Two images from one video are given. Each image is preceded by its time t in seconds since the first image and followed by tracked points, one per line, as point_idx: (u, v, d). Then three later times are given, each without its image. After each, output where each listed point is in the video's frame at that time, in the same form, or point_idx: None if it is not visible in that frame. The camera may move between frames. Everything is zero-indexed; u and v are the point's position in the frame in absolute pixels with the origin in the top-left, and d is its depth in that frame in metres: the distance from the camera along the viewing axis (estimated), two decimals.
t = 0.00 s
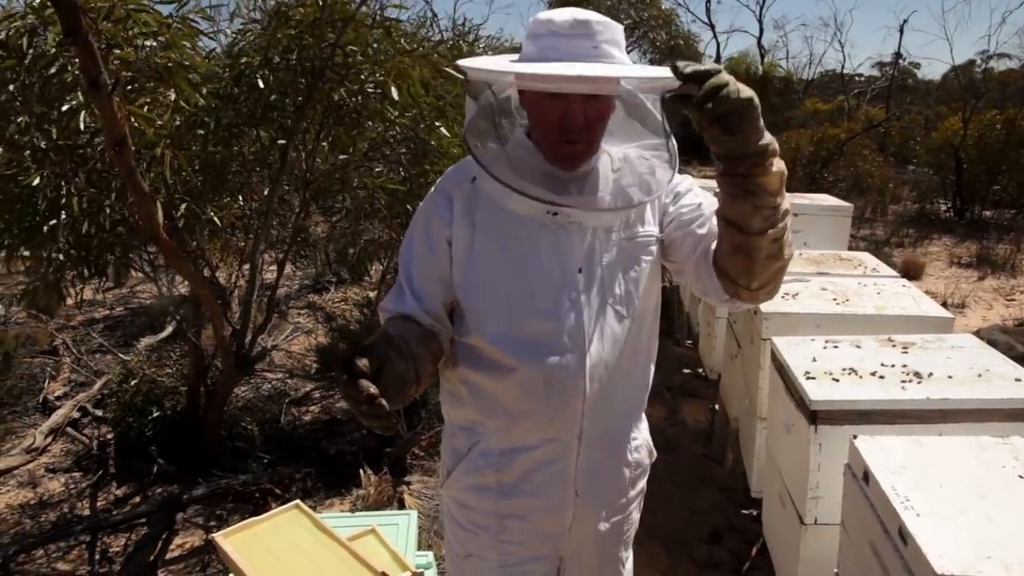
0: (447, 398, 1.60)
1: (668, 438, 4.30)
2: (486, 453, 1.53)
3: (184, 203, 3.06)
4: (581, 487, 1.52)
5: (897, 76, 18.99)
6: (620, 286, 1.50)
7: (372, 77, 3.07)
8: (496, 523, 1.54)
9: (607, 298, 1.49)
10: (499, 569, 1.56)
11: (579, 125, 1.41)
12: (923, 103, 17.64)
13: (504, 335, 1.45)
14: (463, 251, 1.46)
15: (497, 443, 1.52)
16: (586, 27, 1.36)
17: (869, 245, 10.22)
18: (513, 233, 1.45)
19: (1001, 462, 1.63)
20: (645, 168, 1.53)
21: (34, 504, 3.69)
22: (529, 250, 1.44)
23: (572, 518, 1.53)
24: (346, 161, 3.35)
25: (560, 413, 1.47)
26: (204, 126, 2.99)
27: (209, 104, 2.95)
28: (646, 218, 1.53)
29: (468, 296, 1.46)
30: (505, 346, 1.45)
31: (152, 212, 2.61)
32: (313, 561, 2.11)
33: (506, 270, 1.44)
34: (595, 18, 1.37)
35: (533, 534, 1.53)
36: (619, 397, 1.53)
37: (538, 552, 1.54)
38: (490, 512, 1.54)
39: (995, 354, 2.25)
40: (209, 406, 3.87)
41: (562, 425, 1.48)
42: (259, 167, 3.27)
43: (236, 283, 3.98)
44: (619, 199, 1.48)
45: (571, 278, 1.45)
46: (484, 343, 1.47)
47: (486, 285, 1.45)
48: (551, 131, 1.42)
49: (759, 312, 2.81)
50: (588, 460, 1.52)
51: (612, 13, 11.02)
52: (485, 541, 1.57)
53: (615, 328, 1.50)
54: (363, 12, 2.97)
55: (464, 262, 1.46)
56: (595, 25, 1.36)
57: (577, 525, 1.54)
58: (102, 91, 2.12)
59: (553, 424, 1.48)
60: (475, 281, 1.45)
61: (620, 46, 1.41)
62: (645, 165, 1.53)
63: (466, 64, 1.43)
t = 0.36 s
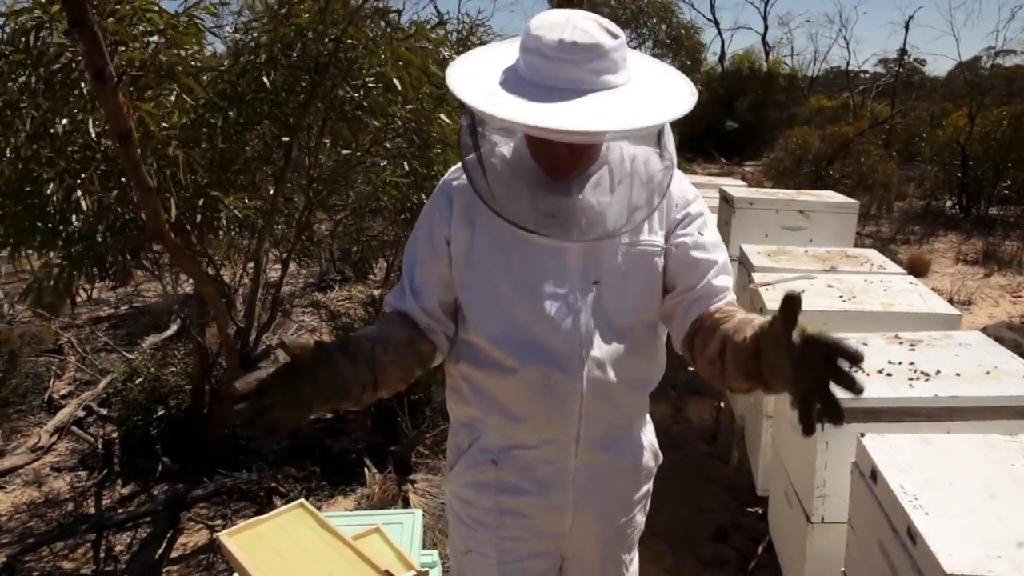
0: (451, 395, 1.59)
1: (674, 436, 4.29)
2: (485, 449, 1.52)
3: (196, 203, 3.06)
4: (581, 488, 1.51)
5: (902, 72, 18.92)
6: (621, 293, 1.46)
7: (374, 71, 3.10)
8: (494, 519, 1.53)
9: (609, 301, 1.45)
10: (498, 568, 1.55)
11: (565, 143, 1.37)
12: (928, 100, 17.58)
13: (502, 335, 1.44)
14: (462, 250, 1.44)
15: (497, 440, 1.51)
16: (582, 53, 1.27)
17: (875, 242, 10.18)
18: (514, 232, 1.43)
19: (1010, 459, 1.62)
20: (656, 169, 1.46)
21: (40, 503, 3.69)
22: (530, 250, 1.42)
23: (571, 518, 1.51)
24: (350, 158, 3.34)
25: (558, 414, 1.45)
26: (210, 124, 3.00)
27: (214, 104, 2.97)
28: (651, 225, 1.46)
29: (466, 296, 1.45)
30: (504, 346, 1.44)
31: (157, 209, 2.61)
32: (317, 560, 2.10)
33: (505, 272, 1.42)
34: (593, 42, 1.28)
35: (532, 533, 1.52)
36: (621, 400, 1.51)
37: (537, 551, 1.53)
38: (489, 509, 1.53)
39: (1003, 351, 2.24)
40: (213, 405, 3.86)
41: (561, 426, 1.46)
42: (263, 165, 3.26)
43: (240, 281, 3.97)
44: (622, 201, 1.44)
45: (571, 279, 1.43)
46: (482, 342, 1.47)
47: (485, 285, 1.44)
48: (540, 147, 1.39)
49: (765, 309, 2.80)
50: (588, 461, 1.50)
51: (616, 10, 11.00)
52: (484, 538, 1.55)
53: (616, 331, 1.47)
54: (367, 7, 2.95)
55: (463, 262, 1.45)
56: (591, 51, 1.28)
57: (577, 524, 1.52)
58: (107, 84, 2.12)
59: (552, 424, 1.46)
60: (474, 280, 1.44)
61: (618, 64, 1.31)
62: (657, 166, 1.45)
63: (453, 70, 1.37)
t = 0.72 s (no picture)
0: (450, 381, 1.59)
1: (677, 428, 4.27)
2: (482, 439, 1.51)
3: (191, 193, 3.03)
4: (575, 482, 1.50)
5: (908, 63, 18.80)
6: (620, 292, 1.43)
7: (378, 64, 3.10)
8: (489, 509, 1.52)
9: (610, 300, 1.43)
10: (492, 557, 1.54)
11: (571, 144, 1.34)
12: (933, 91, 17.47)
13: (500, 328, 1.43)
14: (463, 241, 1.43)
15: (493, 430, 1.50)
16: (592, 53, 1.24)
17: (879, 233, 10.15)
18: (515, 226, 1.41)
19: (1018, 451, 1.60)
20: (666, 164, 1.42)
21: (44, 494, 3.70)
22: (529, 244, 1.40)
23: (565, 511, 1.51)
24: (352, 150, 3.32)
25: (554, 409, 1.44)
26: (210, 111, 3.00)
27: (213, 92, 2.98)
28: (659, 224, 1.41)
29: (465, 287, 1.44)
30: (501, 340, 1.43)
31: (157, 198, 2.59)
32: (319, 554, 2.08)
33: (504, 265, 1.41)
34: (603, 41, 1.25)
35: (526, 526, 1.51)
36: (621, 397, 1.48)
37: (531, 541, 1.53)
38: (484, 498, 1.52)
39: (1010, 343, 2.22)
40: (215, 397, 3.86)
41: (556, 421, 1.45)
42: (264, 157, 3.25)
43: (241, 272, 3.96)
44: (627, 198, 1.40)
45: (571, 276, 1.41)
46: (480, 334, 1.46)
47: (484, 277, 1.42)
48: (543, 145, 1.36)
49: (770, 300, 2.78)
50: (583, 457, 1.49)
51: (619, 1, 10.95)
52: (479, 526, 1.55)
53: (613, 330, 1.45)
54: None
55: (464, 253, 1.43)
56: (601, 51, 1.24)
57: (572, 519, 1.52)
58: (107, 64, 2.10)
59: (548, 418, 1.45)
60: (472, 271, 1.43)
61: (630, 64, 1.28)
62: (666, 163, 1.42)
63: (459, 65, 1.34)
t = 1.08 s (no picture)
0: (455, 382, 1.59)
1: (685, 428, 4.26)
2: (487, 442, 1.50)
3: (201, 188, 3.04)
4: (581, 486, 1.50)
5: (919, 61, 18.68)
6: (627, 296, 1.43)
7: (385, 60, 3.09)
8: (495, 512, 1.51)
9: (618, 304, 1.43)
10: (498, 560, 1.54)
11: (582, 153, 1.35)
12: (945, 89, 17.35)
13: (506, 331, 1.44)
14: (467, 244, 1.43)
15: (498, 433, 1.50)
16: (605, 63, 1.24)
17: (889, 233, 10.10)
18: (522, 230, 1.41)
19: None
20: (678, 169, 1.42)
21: (53, 488, 3.72)
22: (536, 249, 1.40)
23: (571, 515, 1.50)
24: (360, 146, 3.32)
25: (561, 413, 1.44)
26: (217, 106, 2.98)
27: (220, 86, 2.98)
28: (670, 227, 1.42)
29: (471, 290, 1.45)
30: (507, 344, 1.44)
31: (166, 195, 2.59)
32: (327, 551, 2.08)
33: (510, 269, 1.41)
34: (617, 50, 1.24)
35: (531, 530, 1.51)
36: (627, 403, 1.48)
37: (536, 544, 1.53)
38: (490, 501, 1.51)
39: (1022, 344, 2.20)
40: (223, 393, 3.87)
41: (562, 424, 1.45)
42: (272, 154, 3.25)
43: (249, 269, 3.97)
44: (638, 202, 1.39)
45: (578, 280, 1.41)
46: (487, 337, 1.46)
47: (490, 280, 1.43)
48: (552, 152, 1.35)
49: (779, 299, 2.77)
50: (589, 461, 1.49)
51: None
52: (484, 529, 1.54)
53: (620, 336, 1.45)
54: None
55: (469, 256, 1.44)
56: (614, 61, 1.24)
57: (578, 522, 1.51)
58: (116, 64, 2.11)
59: (554, 422, 1.45)
60: (479, 274, 1.43)
61: (642, 72, 1.28)
62: (679, 168, 1.42)
63: (466, 71, 1.33)
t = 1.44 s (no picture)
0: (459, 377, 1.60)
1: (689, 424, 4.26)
2: (490, 436, 1.51)
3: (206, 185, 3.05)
4: (583, 483, 1.50)
5: (925, 57, 18.61)
6: (630, 296, 1.44)
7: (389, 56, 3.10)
8: (497, 504, 1.52)
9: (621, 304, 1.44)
10: (499, 552, 1.54)
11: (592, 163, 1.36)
12: (951, 85, 17.29)
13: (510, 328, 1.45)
14: (471, 241, 1.45)
15: (501, 428, 1.50)
16: (614, 78, 1.23)
17: (894, 229, 10.06)
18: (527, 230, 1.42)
19: None
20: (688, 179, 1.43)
21: (60, 485, 3.74)
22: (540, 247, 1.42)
23: (572, 511, 1.50)
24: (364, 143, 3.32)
25: (563, 409, 1.46)
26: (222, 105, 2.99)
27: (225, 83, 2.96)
28: (681, 231, 1.44)
29: (475, 286, 1.47)
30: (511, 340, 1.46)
31: (171, 192, 2.60)
32: (331, 547, 2.09)
33: (514, 267, 1.42)
34: (627, 65, 1.23)
35: (532, 525, 1.51)
36: (628, 401, 1.50)
37: (538, 538, 1.53)
38: (492, 494, 1.52)
39: None
40: (227, 389, 3.88)
41: (565, 420, 1.46)
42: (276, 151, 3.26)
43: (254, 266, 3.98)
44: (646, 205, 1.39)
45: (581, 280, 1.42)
46: (490, 333, 1.47)
47: (495, 278, 1.44)
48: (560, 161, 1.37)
49: (783, 296, 2.76)
50: (591, 458, 1.50)
51: None
52: (486, 521, 1.54)
53: (622, 336, 1.46)
54: None
55: (473, 254, 1.46)
56: (624, 76, 1.23)
57: (578, 518, 1.51)
58: (122, 70, 2.11)
59: (556, 418, 1.46)
60: (484, 272, 1.45)
61: (652, 85, 1.28)
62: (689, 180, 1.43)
63: (472, 80, 1.33)
